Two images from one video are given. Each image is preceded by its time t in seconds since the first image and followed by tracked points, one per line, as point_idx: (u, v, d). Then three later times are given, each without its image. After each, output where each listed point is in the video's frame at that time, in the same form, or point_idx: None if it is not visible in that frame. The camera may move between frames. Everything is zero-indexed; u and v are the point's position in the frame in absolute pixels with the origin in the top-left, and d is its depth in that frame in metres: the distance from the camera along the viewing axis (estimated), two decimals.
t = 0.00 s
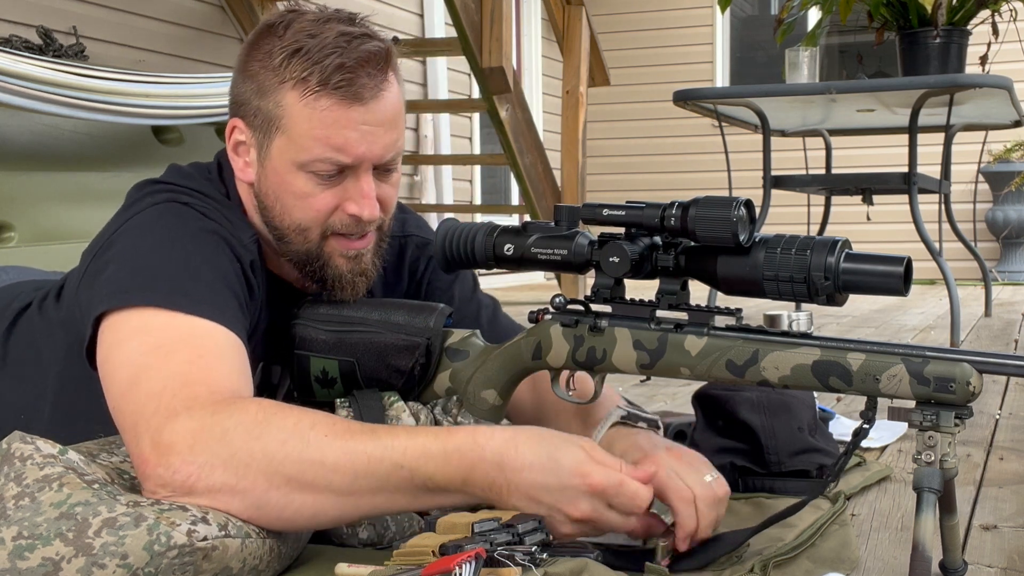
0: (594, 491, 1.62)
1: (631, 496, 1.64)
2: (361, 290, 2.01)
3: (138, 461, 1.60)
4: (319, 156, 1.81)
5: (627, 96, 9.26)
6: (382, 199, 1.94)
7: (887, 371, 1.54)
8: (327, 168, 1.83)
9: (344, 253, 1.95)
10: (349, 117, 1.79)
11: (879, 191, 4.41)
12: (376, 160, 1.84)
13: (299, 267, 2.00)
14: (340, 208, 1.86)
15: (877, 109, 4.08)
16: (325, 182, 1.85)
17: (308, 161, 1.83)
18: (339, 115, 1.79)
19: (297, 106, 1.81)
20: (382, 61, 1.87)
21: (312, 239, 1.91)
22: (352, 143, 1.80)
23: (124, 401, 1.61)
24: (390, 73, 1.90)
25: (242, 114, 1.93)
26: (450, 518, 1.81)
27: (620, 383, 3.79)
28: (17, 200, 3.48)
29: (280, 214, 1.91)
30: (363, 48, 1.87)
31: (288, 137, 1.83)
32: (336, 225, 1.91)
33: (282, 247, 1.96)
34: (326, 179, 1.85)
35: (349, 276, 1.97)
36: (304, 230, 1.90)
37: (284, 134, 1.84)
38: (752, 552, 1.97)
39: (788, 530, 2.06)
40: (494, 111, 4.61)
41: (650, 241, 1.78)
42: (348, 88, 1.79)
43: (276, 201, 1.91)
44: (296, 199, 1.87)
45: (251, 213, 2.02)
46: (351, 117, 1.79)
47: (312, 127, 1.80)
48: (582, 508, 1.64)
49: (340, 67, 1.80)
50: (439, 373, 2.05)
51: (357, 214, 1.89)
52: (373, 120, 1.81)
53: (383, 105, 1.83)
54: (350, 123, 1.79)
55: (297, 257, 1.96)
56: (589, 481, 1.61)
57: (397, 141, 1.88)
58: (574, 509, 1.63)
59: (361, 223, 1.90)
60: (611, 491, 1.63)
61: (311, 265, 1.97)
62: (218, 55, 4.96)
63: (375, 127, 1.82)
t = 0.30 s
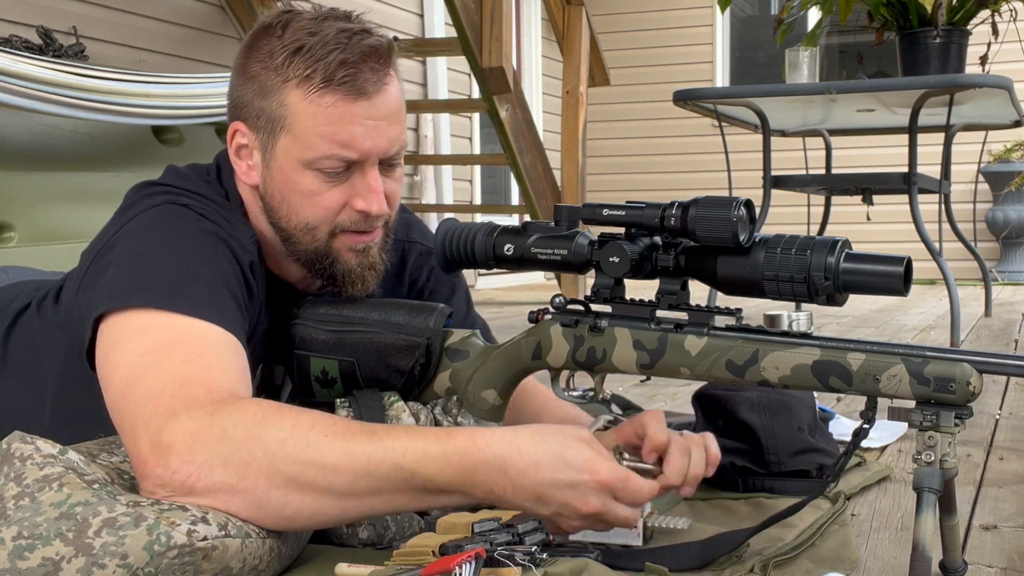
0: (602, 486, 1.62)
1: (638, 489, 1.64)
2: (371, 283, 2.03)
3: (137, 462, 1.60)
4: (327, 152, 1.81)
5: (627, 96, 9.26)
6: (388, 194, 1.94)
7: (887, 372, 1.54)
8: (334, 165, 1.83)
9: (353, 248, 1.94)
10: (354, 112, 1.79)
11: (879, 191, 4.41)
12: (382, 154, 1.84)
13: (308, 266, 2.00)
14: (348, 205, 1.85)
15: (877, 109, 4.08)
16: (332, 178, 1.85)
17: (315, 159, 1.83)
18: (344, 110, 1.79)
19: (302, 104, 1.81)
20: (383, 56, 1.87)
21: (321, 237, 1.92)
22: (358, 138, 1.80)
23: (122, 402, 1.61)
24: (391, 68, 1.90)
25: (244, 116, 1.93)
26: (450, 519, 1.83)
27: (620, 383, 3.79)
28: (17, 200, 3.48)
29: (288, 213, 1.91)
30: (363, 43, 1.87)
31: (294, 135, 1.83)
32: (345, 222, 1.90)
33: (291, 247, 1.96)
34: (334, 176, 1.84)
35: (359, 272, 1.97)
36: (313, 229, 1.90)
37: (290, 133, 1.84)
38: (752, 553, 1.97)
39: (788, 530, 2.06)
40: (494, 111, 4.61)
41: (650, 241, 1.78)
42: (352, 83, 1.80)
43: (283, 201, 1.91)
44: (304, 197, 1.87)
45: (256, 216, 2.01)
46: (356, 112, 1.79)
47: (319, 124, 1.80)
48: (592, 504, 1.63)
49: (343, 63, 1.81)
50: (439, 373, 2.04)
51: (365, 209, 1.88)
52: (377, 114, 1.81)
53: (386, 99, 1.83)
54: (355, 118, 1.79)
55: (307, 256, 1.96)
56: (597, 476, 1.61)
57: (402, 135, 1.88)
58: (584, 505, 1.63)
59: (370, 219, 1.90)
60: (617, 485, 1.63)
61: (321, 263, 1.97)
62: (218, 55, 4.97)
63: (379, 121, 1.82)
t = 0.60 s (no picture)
0: (601, 469, 1.62)
1: (637, 467, 1.65)
2: (378, 282, 2.02)
3: (136, 461, 1.60)
4: (334, 150, 1.81)
5: (627, 96, 9.26)
6: (396, 194, 1.93)
7: (887, 372, 1.54)
8: (342, 162, 1.82)
9: (361, 245, 1.93)
10: (362, 110, 1.79)
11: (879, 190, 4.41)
12: (390, 152, 1.84)
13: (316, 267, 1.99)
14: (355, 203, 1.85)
15: (877, 109, 4.08)
16: (340, 177, 1.85)
17: (323, 156, 1.82)
18: (351, 107, 1.79)
19: (310, 102, 1.81)
20: (391, 54, 1.87)
21: (329, 236, 1.91)
22: (366, 136, 1.80)
23: (123, 401, 1.61)
24: (400, 67, 1.90)
25: (255, 116, 1.94)
26: (450, 519, 1.84)
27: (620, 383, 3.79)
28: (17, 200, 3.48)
29: (297, 212, 1.90)
30: (372, 42, 1.88)
31: (302, 133, 1.83)
32: (352, 220, 1.90)
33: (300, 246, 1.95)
34: (341, 174, 1.84)
35: (365, 269, 1.96)
36: (320, 227, 1.89)
37: (298, 131, 1.84)
38: (752, 552, 1.97)
39: (788, 530, 2.06)
40: (494, 111, 4.61)
41: (650, 241, 1.78)
42: (360, 81, 1.80)
43: (292, 199, 1.90)
44: (312, 195, 1.87)
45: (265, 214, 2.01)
46: (364, 110, 1.79)
47: (327, 122, 1.80)
48: (594, 488, 1.64)
49: (352, 61, 1.81)
50: (439, 373, 2.04)
51: (373, 207, 1.87)
52: (385, 112, 1.81)
53: (394, 97, 1.84)
54: (363, 116, 1.79)
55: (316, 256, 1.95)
56: (595, 461, 1.62)
57: (410, 134, 1.88)
58: (586, 489, 1.64)
59: (378, 216, 1.89)
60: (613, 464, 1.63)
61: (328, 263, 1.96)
62: (218, 55, 4.97)
63: (387, 118, 1.82)
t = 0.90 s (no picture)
0: (596, 468, 1.60)
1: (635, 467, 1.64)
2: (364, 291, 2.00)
3: (132, 462, 1.60)
4: (304, 161, 1.81)
5: (627, 96, 9.26)
6: (374, 203, 1.92)
7: (888, 372, 1.54)
8: (314, 173, 1.82)
9: (339, 256, 1.91)
10: (331, 121, 1.78)
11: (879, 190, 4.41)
12: (363, 163, 1.83)
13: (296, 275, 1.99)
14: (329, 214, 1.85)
15: (877, 109, 4.08)
16: (313, 187, 1.85)
17: (294, 167, 1.82)
18: (320, 118, 1.78)
19: (280, 113, 1.81)
20: (364, 62, 1.86)
21: (305, 245, 1.90)
22: (336, 147, 1.80)
23: (118, 401, 1.61)
24: (374, 75, 1.89)
25: (230, 124, 1.94)
26: (449, 519, 1.83)
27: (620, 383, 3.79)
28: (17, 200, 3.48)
29: (272, 222, 1.91)
30: (344, 50, 1.86)
31: (274, 144, 1.83)
32: (327, 230, 1.89)
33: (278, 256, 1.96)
34: (313, 185, 1.84)
35: (344, 279, 1.93)
36: (295, 238, 1.89)
37: (270, 142, 1.84)
38: (752, 553, 1.97)
39: (788, 530, 2.06)
40: (493, 111, 4.61)
41: (650, 241, 1.78)
42: (329, 91, 1.79)
43: (267, 209, 1.90)
44: (285, 205, 1.87)
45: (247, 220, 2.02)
46: (333, 121, 1.79)
47: (296, 134, 1.80)
48: (590, 486, 1.62)
49: (320, 71, 1.80)
50: (439, 373, 2.03)
51: (346, 218, 1.87)
52: (356, 122, 1.80)
53: (366, 107, 1.82)
54: (332, 126, 1.79)
55: (293, 266, 1.95)
56: (590, 459, 1.60)
57: (385, 143, 1.86)
58: (581, 488, 1.62)
59: (353, 227, 1.88)
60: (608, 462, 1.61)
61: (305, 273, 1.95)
62: (218, 55, 4.97)
63: (359, 129, 1.81)
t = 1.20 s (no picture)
0: (591, 469, 1.61)
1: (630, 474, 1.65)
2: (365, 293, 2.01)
3: (132, 461, 1.59)
4: (307, 168, 1.81)
5: (627, 96, 9.26)
6: (376, 208, 1.92)
7: (887, 372, 1.54)
8: (317, 180, 1.82)
9: (340, 259, 1.91)
10: (335, 129, 1.78)
11: (879, 190, 4.40)
12: (366, 170, 1.83)
13: (294, 277, 1.99)
14: (329, 219, 1.85)
15: (877, 109, 4.08)
16: (314, 193, 1.85)
17: (297, 174, 1.82)
18: (324, 126, 1.78)
19: (284, 119, 1.81)
20: (369, 69, 1.85)
21: (305, 249, 1.90)
22: (340, 155, 1.80)
23: (119, 399, 1.61)
24: (379, 82, 1.88)
25: (233, 127, 1.94)
26: (449, 519, 1.84)
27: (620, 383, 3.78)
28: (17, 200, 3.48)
29: (273, 224, 1.91)
30: (349, 57, 1.86)
31: (277, 149, 1.83)
32: (328, 235, 1.89)
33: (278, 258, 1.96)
34: (315, 191, 1.84)
35: (344, 283, 1.93)
36: (295, 242, 1.89)
37: (273, 147, 1.84)
38: (752, 553, 1.97)
39: (788, 530, 2.06)
40: (494, 111, 4.61)
41: (650, 241, 1.78)
42: (334, 98, 1.79)
43: (268, 212, 1.91)
44: (287, 210, 1.87)
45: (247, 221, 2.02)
46: (337, 129, 1.78)
47: (300, 140, 1.80)
48: (586, 488, 1.62)
49: (325, 79, 1.79)
50: (439, 373, 2.03)
51: (348, 225, 1.87)
52: (360, 130, 1.80)
53: (370, 114, 1.82)
54: (336, 134, 1.79)
55: (292, 269, 1.95)
56: (585, 461, 1.61)
57: (388, 149, 1.86)
58: (578, 490, 1.62)
59: (354, 233, 1.89)
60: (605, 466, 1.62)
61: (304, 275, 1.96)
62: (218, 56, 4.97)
63: (362, 137, 1.81)
